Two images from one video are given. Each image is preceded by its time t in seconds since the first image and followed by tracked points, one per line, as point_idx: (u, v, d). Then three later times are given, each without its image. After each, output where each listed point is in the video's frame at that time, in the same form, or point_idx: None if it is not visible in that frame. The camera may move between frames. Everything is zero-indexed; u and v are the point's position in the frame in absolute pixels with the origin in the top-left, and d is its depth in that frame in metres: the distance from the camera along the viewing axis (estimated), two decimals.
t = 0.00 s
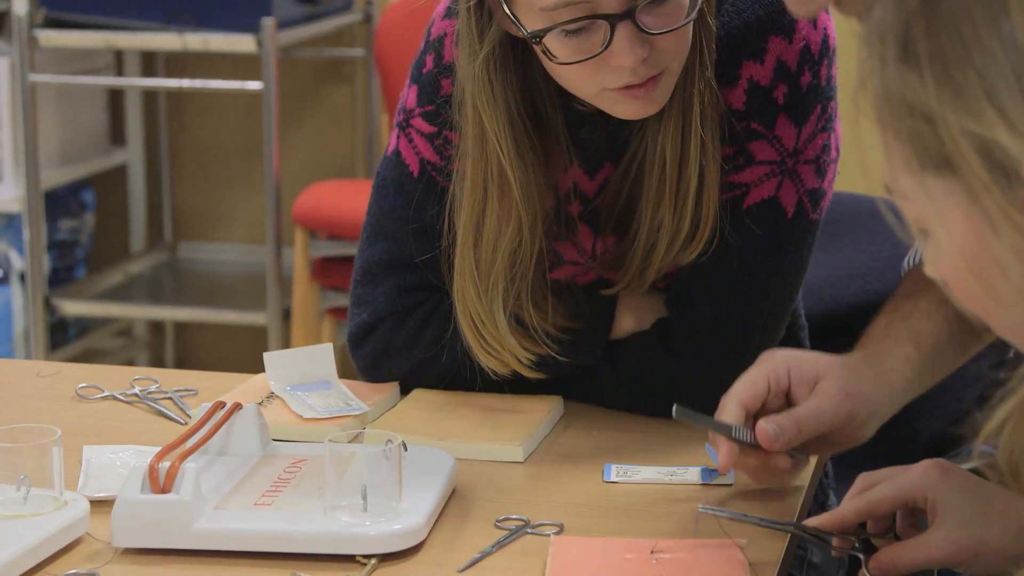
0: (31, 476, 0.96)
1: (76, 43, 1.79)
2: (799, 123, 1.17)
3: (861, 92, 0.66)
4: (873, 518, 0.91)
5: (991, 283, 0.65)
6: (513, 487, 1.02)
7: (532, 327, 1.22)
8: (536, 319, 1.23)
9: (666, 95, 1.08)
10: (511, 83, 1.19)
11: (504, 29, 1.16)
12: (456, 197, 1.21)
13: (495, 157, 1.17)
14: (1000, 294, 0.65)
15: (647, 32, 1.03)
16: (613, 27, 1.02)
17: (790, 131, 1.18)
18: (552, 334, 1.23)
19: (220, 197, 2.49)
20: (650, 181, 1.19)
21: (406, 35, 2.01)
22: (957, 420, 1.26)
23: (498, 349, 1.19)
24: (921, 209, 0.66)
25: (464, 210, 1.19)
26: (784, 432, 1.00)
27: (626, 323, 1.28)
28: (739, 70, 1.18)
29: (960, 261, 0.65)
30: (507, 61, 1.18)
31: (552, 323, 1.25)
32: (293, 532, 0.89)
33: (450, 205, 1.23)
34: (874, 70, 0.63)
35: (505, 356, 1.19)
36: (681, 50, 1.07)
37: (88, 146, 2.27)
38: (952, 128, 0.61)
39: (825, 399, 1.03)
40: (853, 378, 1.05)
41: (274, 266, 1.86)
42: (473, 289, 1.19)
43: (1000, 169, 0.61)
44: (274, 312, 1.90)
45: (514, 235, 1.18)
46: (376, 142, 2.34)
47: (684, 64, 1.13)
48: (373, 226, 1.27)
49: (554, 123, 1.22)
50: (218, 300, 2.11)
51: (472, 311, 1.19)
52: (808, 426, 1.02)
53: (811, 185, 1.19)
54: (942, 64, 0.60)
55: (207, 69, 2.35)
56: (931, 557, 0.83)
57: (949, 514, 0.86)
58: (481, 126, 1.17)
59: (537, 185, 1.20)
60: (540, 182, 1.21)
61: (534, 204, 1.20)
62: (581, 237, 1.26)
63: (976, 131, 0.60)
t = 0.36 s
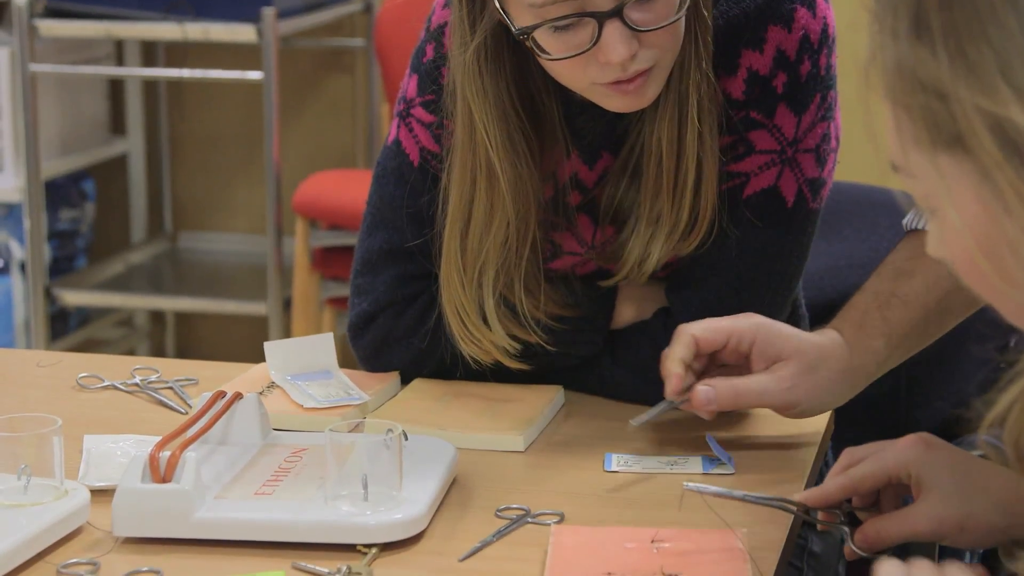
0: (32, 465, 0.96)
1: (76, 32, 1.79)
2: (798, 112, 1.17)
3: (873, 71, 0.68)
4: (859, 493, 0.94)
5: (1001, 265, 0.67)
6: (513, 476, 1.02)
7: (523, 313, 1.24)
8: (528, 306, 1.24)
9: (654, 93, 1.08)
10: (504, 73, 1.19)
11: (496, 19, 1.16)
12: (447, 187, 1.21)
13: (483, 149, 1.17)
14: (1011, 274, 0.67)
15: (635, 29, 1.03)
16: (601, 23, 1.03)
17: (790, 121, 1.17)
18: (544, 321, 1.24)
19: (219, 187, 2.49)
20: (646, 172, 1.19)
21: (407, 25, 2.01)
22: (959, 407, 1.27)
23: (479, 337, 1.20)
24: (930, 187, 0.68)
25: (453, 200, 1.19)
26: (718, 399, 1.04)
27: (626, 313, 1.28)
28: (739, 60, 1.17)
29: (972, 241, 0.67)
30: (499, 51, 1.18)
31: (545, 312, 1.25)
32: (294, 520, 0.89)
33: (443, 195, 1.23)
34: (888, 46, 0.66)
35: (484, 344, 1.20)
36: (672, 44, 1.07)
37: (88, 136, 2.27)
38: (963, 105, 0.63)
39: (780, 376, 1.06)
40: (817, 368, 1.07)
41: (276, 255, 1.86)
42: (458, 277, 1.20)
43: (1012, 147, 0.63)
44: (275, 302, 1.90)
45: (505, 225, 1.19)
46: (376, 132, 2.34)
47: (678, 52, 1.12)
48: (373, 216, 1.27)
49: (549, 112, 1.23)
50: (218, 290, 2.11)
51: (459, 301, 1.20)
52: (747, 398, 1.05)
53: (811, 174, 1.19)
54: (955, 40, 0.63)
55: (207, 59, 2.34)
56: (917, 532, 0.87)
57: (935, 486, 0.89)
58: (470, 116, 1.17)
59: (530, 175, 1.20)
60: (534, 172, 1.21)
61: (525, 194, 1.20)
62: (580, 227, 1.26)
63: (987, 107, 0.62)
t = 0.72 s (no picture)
0: (32, 447, 0.96)
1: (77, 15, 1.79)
2: (798, 95, 1.17)
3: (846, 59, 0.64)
4: (830, 470, 0.94)
5: (965, 257, 0.63)
6: (512, 460, 1.02)
7: (520, 296, 1.23)
8: (524, 287, 1.23)
9: (641, 82, 1.09)
10: (499, 58, 1.20)
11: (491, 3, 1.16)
12: (444, 170, 1.22)
13: (478, 132, 1.18)
14: (975, 271, 0.63)
15: (619, 20, 1.04)
16: (586, 16, 1.04)
17: (790, 104, 1.17)
18: (541, 304, 1.24)
19: (220, 171, 2.49)
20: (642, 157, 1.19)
21: (407, 8, 2.00)
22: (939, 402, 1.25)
23: (475, 320, 1.21)
24: (898, 178, 0.64)
25: (449, 183, 1.20)
26: (698, 420, 1.05)
27: (626, 298, 1.28)
28: (739, 44, 1.17)
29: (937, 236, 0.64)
30: (494, 37, 1.18)
31: (542, 293, 1.25)
32: (296, 503, 0.89)
33: (440, 178, 1.23)
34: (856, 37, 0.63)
35: (480, 326, 1.20)
36: (660, 34, 1.08)
37: (88, 120, 2.27)
38: (931, 97, 0.60)
39: (761, 400, 1.06)
40: (800, 389, 1.09)
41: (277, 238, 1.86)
42: (456, 261, 1.21)
43: (981, 142, 0.60)
44: (275, 287, 1.91)
45: (500, 208, 1.19)
46: (377, 116, 2.33)
47: (673, 34, 1.12)
48: (373, 199, 1.26)
49: (546, 96, 1.23)
50: (219, 274, 2.11)
51: (455, 284, 1.21)
52: (728, 420, 1.05)
53: (811, 158, 1.19)
54: (925, 29, 0.60)
55: (208, 43, 2.34)
56: (886, 499, 0.90)
57: (900, 449, 0.92)
58: (466, 100, 1.18)
59: (525, 158, 1.21)
60: (530, 155, 1.22)
61: (520, 177, 1.20)
62: (580, 211, 1.26)
63: (959, 101, 0.59)
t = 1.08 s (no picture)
0: (33, 430, 0.96)
1: None
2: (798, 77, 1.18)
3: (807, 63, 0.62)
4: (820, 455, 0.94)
5: (928, 249, 0.63)
6: (512, 442, 1.02)
7: (517, 277, 1.23)
8: (521, 269, 1.23)
9: (633, 68, 1.09)
10: (495, 40, 1.19)
11: None
12: (440, 153, 1.22)
13: (473, 115, 1.17)
14: (939, 266, 0.63)
15: (610, 8, 1.04)
16: (576, 4, 1.03)
17: (790, 85, 1.18)
18: (537, 285, 1.24)
19: (221, 154, 2.48)
20: (639, 140, 1.18)
21: None
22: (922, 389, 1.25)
23: (469, 302, 1.21)
24: (866, 173, 0.63)
25: (444, 165, 1.20)
26: (696, 405, 1.04)
27: (626, 281, 1.27)
28: (739, 26, 1.17)
29: (902, 230, 0.64)
30: (489, 19, 1.18)
31: (539, 275, 1.25)
32: (296, 486, 0.89)
33: (437, 161, 1.23)
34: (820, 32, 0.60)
35: (474, 309, 1.20)
36: (652, 20, 1.08)
37: (88, 102, 2.27)
38: (895, 91, 0.58)
39: (760, 386, 1.06)
40: (798, 374, 1.09)
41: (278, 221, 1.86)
42: (449, 244, 1.20)
43: (944, 138, 0.58)
44: (275, 270, 1.91)
45: (496, 191, 1.19)
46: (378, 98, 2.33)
47: (669, 17, 1.12)
48: (374, 182, 1.26)
49: (544, 79, 1.23)
50: (219, 256, 2.11)
51: (450, 266, 1.21)
52: (726, 405, 1.05)
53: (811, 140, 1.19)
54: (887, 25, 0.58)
55: (208, 25, 2.33)
56: (884, 491, 0.89)
57: (895, 444, 0.92)
58: (460, 83, 1.17)
59: (521, 140, 1.20)
60: (527, 138, 1.21)
61: (515, 160, 1.20)
62: (580, 194, 1.26)
63: (920, 96, 0.58)
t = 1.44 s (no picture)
0: (34, 408, 0.96)
1: None
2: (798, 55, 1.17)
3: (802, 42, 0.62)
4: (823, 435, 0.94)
5: (923, 239, 0.62)
6: (512, 419, 1.02)
7: (514, 254, 1.23)
8: (521, 246, 1.23)
9: (629, 47, 1.09)
10: (494, 17, 1.18)
11: None
12: (439, 130, 1.21)
13: (471, 91, 1.17)
14: (932, 252, 0.63)
15: None
16: None
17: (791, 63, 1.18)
18: (536, 263, 1.24)
19: (220, 133, 2.48)
20: (637, 117, 1.18)
21: None
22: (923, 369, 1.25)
23: (468, 279, 1.20)
24: (858, 161, 0.63)
25: (443, 143, 1.19)
26: (697, 384, 1.04)
27: (627, 259, 1.27)
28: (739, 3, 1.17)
29: (895, 217, 0.63)
30: None
31: (539, 252, 1.24)
32: (298, 463, 0.89)
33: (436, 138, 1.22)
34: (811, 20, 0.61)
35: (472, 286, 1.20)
36: None
37: (89, 81, 2.26)
38: (888, 79, 0.58)
39: (762, 363, 1.05)
40: (799, 352, 1.08)
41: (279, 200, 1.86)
42: (447, 221, 1.20)
43: (936, 125, 0.58)
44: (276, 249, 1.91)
45: (495, 168, 1.18)
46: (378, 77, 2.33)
47: None
48: (374, 160, 1.26)
49: (542, 56, 1.22)
50: (220, 235, 2.11)
51: (449, 243, 1.20)
52: (727, 383, 1.04)
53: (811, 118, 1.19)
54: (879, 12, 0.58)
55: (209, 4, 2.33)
56: (883, 466, 0.89)
57: (897, 424, 0.92)
58: (456, 59, 1.17)
59: (520, 117, 1.20)
60: (525, 115, 1.21)
61: (513, 136, 1.19)
62: (581, 171, 1.25)
63: (913, 83, 0.58)
